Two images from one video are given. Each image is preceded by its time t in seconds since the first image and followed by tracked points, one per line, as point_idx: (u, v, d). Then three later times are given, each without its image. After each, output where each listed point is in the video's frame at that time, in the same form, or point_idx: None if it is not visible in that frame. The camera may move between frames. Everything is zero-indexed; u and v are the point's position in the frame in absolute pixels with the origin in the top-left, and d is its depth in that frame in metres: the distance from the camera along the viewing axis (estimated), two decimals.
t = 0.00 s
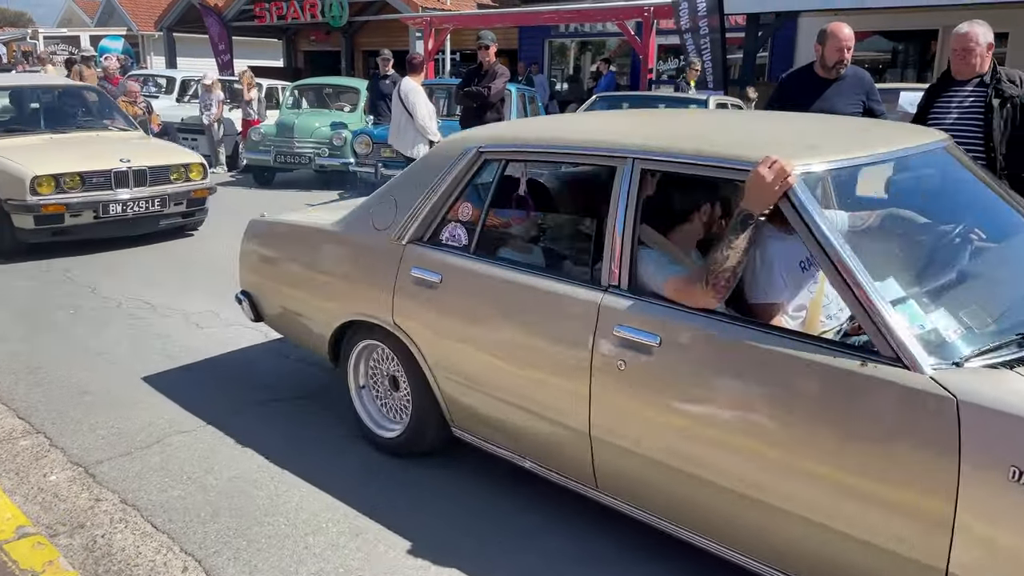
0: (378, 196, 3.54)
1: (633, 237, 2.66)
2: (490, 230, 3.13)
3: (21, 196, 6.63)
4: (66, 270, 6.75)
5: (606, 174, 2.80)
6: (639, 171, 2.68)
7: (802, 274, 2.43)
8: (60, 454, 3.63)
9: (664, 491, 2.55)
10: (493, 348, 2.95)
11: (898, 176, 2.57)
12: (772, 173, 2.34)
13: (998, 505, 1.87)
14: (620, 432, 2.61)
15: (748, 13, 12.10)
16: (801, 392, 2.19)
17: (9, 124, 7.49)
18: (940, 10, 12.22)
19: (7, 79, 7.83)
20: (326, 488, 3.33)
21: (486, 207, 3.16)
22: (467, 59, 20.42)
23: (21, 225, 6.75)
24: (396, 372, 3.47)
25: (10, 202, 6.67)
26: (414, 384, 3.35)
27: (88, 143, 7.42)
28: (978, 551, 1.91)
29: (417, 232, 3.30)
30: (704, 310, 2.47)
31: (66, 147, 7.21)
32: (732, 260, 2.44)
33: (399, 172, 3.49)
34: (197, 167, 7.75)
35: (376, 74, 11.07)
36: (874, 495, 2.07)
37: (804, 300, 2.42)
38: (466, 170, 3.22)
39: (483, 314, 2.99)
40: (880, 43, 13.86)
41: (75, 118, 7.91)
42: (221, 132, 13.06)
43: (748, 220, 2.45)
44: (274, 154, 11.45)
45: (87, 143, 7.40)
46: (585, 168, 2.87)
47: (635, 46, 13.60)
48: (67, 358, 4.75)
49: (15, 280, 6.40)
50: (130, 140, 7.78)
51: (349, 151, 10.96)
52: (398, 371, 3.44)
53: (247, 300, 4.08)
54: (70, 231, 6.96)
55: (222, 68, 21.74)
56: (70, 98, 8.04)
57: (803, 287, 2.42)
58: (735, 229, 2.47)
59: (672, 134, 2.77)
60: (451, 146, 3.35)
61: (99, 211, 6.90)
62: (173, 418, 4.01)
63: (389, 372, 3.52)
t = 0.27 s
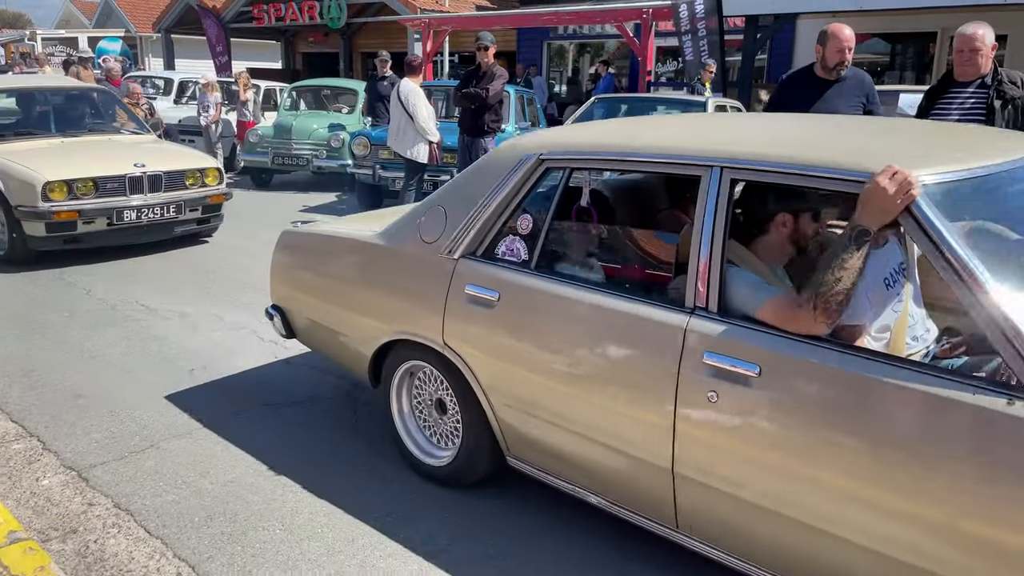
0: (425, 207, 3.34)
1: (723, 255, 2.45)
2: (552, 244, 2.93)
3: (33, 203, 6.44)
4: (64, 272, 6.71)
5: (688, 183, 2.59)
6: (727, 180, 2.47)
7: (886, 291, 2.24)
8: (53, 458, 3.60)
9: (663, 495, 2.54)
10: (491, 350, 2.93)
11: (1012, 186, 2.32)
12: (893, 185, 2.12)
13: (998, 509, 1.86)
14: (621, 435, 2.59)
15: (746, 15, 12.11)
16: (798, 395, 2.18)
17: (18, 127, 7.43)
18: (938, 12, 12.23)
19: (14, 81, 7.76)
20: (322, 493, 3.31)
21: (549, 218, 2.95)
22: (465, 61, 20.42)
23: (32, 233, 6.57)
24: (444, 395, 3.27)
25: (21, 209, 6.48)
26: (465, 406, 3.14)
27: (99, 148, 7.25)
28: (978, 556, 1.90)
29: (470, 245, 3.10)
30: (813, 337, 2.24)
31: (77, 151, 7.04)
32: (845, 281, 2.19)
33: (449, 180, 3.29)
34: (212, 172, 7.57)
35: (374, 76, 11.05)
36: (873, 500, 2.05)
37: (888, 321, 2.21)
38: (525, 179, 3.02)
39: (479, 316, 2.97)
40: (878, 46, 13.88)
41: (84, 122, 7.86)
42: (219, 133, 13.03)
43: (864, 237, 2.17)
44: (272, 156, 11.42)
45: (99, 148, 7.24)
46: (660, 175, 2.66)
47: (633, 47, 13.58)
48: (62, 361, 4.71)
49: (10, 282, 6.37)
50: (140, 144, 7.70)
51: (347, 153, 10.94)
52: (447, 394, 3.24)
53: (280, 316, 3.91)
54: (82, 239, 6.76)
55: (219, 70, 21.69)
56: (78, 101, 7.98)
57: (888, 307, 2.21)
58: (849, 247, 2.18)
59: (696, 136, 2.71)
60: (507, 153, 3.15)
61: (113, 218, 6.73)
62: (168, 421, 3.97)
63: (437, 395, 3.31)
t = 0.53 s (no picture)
0: (477, 219, 3.09)
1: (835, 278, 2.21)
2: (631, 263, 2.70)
3: (45, 210, 6.23)
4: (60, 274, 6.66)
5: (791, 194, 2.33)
6: (838, 193, 2.20)
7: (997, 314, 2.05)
8: (44, 463, 3.54)
9: (662, 502, 2.49)
10: (489, 354, 2.87)
11: None
12: None
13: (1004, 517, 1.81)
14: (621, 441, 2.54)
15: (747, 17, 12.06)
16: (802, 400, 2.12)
17: (27, 131, 7.34)
18: (940, 14, 12.18)
19: (24, 84, 7.66)
20: (316, 499, 3.26)
21: (625, 233, 2.70)
22: (466, 64, 20.38)
23: (44, 241, 6.36)
24: (497, 423, 3.02)
25: (32, 216, 6.27)
26: (524, 436, 2.89)
27: (114, 153, 7.05)
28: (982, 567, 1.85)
29: (531, 261, 2.84)
30: (949, 371, 1.99)
31: (92, 156, 6.86)
32: (991, 313, 2.00)
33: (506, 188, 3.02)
34: (231, 177, 7.33)
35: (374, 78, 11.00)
36: (875, 508, 2.01)
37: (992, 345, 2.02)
38: (596, 188, 2.74)
39: (480, 319, 2.91)
40: (879, 48, 13.82)
41: (95, 125, 7.74)
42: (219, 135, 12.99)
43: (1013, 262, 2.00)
44: (271, 157, 11.37)
45: (112, 153, 7.05)
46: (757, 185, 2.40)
47: (634, 49, 13.51)
48: (55, 363, 4.66)
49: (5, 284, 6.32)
50: (154, 148, 7.55)
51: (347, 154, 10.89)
52: (500, 422, 3.00)
53: (313, 333, 3.68)
54: (96, 247, 6.55)
55: (219, 72, 21.66)
56: (90, 104, 7.87)
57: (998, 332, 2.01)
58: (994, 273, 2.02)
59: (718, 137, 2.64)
60: (572, 158, 2.88)
61: (128, 225, 6.50)
62: (162, 425, 3.92)
63: (490, 424, 3.07)
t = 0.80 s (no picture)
0: (547, 235, 2.71)
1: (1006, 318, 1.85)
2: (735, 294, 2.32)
3: (59, 219, 5.99)
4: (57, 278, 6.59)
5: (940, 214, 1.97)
6: (1005, 214, 1.86)
7: None
8: (30, 473, 3.46)
9: (660, 517, 2.40)
10: (482, 362, 2.79)
11: None
12: None
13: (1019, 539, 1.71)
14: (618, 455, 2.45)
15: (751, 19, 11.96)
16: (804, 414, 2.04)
17: (39, 134, 7.13)
18: (945, 16, 12.07)
19: (35, 86, 7.45)
20: (306, 512, 3.17)
21: (729, 258, 2.33)
22: (468, 66, 20.30)
23: (58, 251, 6.13)
24: (568, 464, 2.68)
25: (46, 226, 6.04)
26: (601, 479, 2.53)
27: (131, 160, 6.83)
28: None
29: (614, 287, 2.48)
30: None
31: (108, 163, 6.63)
32: None
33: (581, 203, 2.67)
34: (252, 185, 7.11)
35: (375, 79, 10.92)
36: (883, 527, 1.91)
37: None
38: (694, 203, 2.38)
39: (475, 326, 2.83)
40: (883, 50, 13.70)
41: (109, 129, 7.55)
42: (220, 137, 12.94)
43: None
44: (272, 160, 11.29)
45: (128, 159, 6.83)
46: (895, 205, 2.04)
47: (637, 51, 13.39)
48: (45, 370, 4.58)
49: None
50: (169, 154, 7.34)
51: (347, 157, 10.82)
52: (571, 463, 2.66)
53: (356, 360, 3.36)
54: (111, 257, 6.34)
55: (222, 74, 21.61)
56: (103, 107, 7.67)
57: None
58: None
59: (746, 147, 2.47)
60: (658, 170, 2.53)
61: (145, 235, 6.28)
62: (151, 433, 3.84)
63: (559, 465, 2.73)
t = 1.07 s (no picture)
0: (618, 258, 2.43)
1: None
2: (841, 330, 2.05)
3: (72, 228, 5.78)
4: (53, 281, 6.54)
5: None
6: None
7: None
8: (16, 482, 3.39)
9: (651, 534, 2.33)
10: (484, 374, 2.72)
11: None
12: None
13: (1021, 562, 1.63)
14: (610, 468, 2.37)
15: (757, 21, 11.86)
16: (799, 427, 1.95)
17: (50, 139, 6.91)
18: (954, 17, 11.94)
19: (45, 89, 7.23)
20: (294, 524, 3.10)
21: (839, 287, 2.04)
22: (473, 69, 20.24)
23: (71, 261, 5.92)
24: (638, 513, 2.39)
25: (58, 235, 5.83)
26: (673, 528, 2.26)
27: (144, 167, 6.62)
28: None
29: (700, 317, 2.19)
30: None
31: (121, 170, 6.43)
32: None
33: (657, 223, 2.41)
34: (270, 192, 6.91)
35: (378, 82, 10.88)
36: (881, 546, 1.83)
37: None
38: (793, 224, 2.10)
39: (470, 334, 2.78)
40: (891, 53, 13.58)
41: (121, 134, 7.33)
42: (223, 139, 12.93)
43: None
44: (274, 162, 11.24)
45: (142, 166, 6.63)
46: None
47: (642, 54, 13.23)
48: (37, 375, 4.52)
49: None
50: (183, 160, 7.14)
51: (349, 160, 10.76)
52: (642, 510, 2.37)
53: (397, 388, 3.12)
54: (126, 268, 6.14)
55: (226, 76, 21.59)
56: (115, 111, 7.46)
57: None
58: None
59: (823, 163, 2.25)
60: (751, 187, 2.25)
61: (161, 244, 6.07)
62: (141, 442, 3.77)
63: (626, 513, 2.44)
